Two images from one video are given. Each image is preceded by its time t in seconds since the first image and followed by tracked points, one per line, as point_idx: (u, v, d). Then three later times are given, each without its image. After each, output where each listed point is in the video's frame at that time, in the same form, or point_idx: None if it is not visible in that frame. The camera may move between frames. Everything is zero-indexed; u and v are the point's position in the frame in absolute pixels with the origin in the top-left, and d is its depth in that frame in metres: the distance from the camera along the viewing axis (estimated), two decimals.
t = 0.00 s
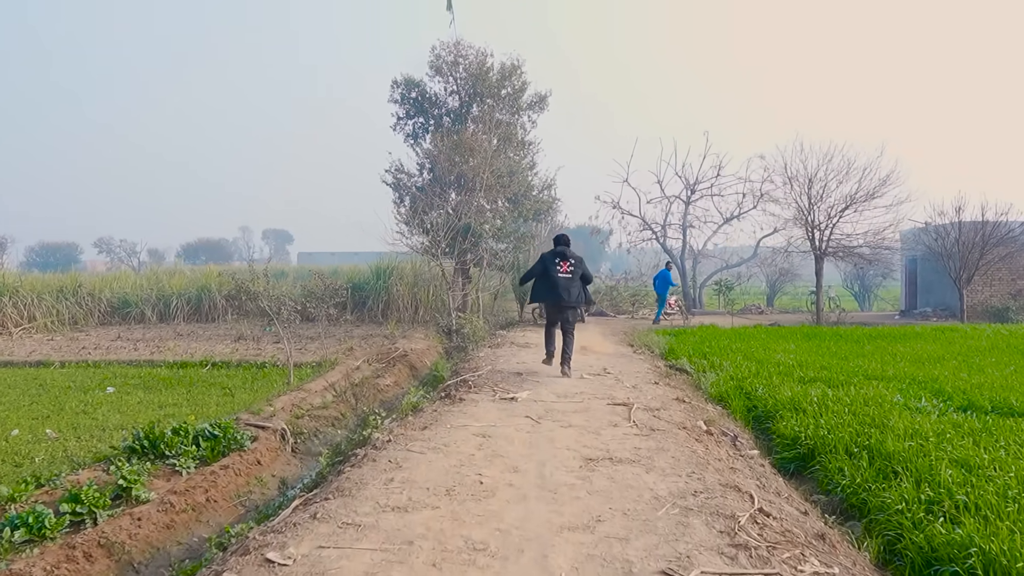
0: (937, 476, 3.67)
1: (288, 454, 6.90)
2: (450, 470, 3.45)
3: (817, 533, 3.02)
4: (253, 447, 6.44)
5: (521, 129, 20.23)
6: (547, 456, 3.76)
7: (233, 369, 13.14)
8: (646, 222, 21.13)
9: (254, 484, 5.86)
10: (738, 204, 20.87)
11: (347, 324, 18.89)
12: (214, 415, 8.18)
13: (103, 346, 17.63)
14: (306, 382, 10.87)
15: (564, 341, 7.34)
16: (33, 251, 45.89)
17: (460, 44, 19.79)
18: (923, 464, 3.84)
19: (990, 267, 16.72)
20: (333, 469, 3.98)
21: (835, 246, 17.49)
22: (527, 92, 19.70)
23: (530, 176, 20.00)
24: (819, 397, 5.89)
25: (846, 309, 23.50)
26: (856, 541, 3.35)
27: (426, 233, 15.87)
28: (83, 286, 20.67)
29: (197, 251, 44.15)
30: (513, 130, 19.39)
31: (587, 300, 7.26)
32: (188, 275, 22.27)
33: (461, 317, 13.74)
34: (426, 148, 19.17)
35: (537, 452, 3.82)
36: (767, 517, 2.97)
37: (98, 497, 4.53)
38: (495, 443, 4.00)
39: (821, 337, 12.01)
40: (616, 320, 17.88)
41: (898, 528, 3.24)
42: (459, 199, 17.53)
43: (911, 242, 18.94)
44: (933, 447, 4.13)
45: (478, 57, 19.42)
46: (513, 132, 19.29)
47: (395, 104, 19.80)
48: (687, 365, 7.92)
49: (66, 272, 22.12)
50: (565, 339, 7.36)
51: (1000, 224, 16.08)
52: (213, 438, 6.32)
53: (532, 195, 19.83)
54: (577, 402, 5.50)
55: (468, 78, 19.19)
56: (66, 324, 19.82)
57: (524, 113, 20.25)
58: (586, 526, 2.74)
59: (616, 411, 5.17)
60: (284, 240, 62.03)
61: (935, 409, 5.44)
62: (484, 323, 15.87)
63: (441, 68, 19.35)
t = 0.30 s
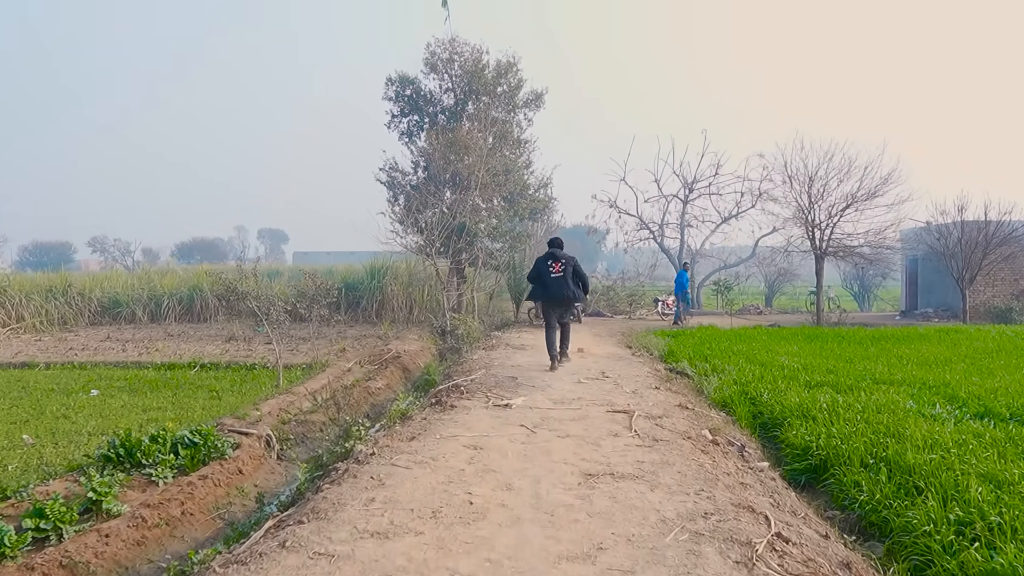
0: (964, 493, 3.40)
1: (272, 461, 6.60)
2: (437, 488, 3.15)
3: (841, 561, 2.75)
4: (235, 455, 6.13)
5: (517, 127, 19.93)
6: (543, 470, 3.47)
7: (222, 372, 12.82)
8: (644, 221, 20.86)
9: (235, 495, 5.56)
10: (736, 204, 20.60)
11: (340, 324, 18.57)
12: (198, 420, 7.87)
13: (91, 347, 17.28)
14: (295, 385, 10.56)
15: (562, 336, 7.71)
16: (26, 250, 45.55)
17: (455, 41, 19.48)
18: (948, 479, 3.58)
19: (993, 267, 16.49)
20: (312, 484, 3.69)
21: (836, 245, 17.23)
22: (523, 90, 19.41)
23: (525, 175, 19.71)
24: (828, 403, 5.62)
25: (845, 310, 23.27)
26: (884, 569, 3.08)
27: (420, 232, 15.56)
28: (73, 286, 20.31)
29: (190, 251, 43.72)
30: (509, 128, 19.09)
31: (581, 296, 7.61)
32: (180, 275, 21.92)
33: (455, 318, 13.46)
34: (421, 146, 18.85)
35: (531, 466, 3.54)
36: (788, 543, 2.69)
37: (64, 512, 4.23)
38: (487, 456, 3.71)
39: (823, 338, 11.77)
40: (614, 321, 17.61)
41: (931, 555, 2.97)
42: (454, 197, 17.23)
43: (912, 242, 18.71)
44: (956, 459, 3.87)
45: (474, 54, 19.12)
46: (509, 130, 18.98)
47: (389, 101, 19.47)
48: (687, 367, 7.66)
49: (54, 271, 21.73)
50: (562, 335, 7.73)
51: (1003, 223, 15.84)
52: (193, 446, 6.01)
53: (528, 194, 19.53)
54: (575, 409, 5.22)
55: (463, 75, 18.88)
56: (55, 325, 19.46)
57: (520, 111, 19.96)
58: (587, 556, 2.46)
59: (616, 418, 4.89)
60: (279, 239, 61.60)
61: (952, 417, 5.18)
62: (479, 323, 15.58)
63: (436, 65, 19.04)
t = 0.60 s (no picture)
0: (985, 513, 3.17)
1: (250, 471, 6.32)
2: (415, 511, 2.89)
3: None
4: (210, 466, 5.84)
5: (508, 127, 19.68)
6: (530, 488, 3.22)
7: (205, 375, 12.51)
8: (636, 221, 20.62)
9: (208, 509, 5.28)
10: (729, 204, 20.39)
11: (329, 326, 18.27)
12: (177, 428, 7.57)
13: (73, 349, 16.93)
14: (280, 390, 10.26)
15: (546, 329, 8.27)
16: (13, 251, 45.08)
17: (445, 39, 19.19)
18: (965, 497, 3.35)
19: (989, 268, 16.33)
20: (282, 503, 3.42)
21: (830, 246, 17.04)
22: (514, 89, 19.16)
23: (516, 175, 19.44)
24: (829, 410, 5.39)
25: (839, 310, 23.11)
26: None
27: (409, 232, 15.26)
28: (57, 287, 19.93)
29: (180, 251, 43.23)
30: (500, 127, 18.80)
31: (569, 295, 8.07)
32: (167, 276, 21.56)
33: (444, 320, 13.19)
34: (410, 146, 18.55)
35: (518, 484, 3.28)
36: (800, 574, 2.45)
37: (20, 531, 3.94)
38: (471, 472, 3.45)
39: (818, 340, 11.56)
40: (607, 322, 17.37)
41: None
42: (444, 197, 16.96)
43: (907, 242, 18.55)
44: (971, 473, 3.65)
45: (464, 52, 18.84)
46: (500, 129, 18.71)
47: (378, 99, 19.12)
48: (682, 372, 7.43)
49: (38, 272, 21.33)
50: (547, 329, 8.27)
51: (999, 223, 15.68)
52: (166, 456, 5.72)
53: (519, 194, 19.26)
54: (566, 418, 4.96)
55: (453, 74, 18.59)
56: (38, 327, 19.08)
57: (511, 110, 19.70)
58: None
59: (609, 428, 4.64)
60: (269, 241, 61.15)
61: (959, 425, 4.96)
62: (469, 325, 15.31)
63: (425, 64, 18.75)
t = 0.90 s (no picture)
0: (1002, 531, 2.94)
1: (220, 480, 6.03)
2: (381, 534, 2.62)
3: None
4: (176, 475, 5.55)
5: (494, 125, 19.40)
6: (510, 506, 2.96)
7: (183, 378, 12.17)
8: (623, 221, 20.40)
9: (172, 522, 4.99)
10: (717, 203, 20.19)
11: (312, 327, 17.94)
12: (147, 434, 7.26)
13: (50, 351, 16.53)
14: (258, 393, 9.96)
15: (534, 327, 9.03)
16: None
17: (430, 36, 18.87)
18: (978, 513, 3.12)
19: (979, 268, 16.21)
20: (240, 524, 3.15)
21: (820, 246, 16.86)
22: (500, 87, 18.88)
23: (503, 174, 19.15)
24: (825, 416, 5.17)
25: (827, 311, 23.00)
26: None
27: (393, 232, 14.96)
28: (35, 287, 19.51)
29: (164, 251, 42.65)
30: (486, 125, 18.51)
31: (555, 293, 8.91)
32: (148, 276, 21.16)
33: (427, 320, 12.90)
34: (395, 144, 18.22)
35: (497, 501, 3.02)
36: None
37: None
38: (446, 488, 3.19)
39: (808, 342, 11.37)
40: (594, 323, 17.14)
41: None
42: (429, 196, 16.67)
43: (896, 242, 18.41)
44: (982, 486, 3.42)
45: (450, 50, 18.53)
46: (486, 128, 18.41)
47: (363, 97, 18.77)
48: (672, 375, 7.19)
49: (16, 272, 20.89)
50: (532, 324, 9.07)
51: (990, 223, 15.54)
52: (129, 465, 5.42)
53: (505, 193, 18.98)
54: (550, 425, 4.71)
55: (439, 71, 18.28)
56: (15, 328, 18.66)
57: (497, 108, 19.42)
58: None
59: (595, 437, 4.38)
60: (255, 240, 60.59)
61: (961, 433, 4.74)
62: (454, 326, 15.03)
63: (411, 61, 18.43)
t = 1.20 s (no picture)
0: (1010, 552, 2.75)
1: (179, 492, 5.73)
2: (336, 564, 2.37)
3: None
4: (131, 488, 5.24)
5: (471, 125, 19.13)
6: (480, 529, 2.71)
7: (149, 382, 11.77)
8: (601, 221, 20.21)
9: (124, 540, 4.69)
10: (695, 204, 20.06)
11: (286, 329, 17.57)
12: (104, 444, 6.92)
13: (12, 355, 16.01)
14: (226, 398, 9.62)
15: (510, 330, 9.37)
16: None
17: (406, 34, 18.53)
18: (982, 530, 2.93)
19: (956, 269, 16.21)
20: (185, 550, 2.88)
21: (798, 247, 16.76)
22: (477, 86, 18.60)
23: (480, 173, 18.87)
24: (811, 422, 4.98)
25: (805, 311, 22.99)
26: None
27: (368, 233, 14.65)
28: None
29: (137, 251, 41.88)
30: (463, 124, 18.22)
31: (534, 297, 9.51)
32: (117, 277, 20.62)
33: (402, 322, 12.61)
34: (370, 143, 17.87)
35: (466, 523, 2.78)
36: None
37: None
38: (412, 507, 2.94)
39: (788, 343, 11.24)
40: (572, 325, 16.94)
41: None
42: (405, 196, 16.37)
43: (874, 243, 18.39)
44: (983, 500, 3.23)
45: (426, 48, 18.21)
46: (462, 127, 18.13)
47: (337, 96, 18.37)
48: (652, 379, 6.98)
49: None
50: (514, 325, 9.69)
51: (967, 224, 15.53)
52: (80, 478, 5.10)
53: (482, 193, 18.70)
54: (525, 434, 4.48)
55: (415, 70, 17.95)
56: None
57: (474, 108, 19.15)
58: None
59: (574, 447, 4.14)
60: (230, 241, 59.81)
61: (952, 440, 4.57)
62: (429, 327, 14.76)
63: (386, 59, 18.08)
